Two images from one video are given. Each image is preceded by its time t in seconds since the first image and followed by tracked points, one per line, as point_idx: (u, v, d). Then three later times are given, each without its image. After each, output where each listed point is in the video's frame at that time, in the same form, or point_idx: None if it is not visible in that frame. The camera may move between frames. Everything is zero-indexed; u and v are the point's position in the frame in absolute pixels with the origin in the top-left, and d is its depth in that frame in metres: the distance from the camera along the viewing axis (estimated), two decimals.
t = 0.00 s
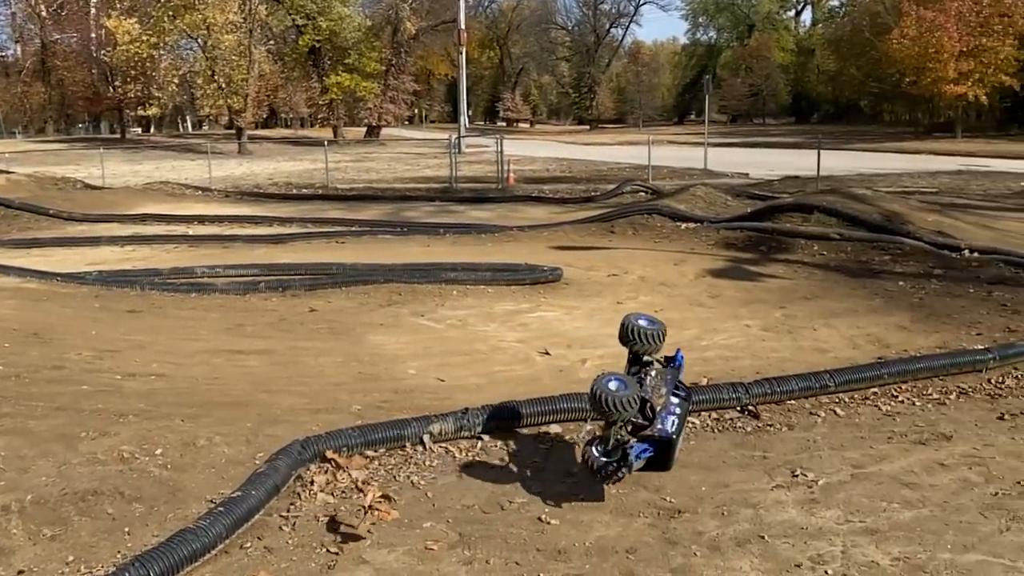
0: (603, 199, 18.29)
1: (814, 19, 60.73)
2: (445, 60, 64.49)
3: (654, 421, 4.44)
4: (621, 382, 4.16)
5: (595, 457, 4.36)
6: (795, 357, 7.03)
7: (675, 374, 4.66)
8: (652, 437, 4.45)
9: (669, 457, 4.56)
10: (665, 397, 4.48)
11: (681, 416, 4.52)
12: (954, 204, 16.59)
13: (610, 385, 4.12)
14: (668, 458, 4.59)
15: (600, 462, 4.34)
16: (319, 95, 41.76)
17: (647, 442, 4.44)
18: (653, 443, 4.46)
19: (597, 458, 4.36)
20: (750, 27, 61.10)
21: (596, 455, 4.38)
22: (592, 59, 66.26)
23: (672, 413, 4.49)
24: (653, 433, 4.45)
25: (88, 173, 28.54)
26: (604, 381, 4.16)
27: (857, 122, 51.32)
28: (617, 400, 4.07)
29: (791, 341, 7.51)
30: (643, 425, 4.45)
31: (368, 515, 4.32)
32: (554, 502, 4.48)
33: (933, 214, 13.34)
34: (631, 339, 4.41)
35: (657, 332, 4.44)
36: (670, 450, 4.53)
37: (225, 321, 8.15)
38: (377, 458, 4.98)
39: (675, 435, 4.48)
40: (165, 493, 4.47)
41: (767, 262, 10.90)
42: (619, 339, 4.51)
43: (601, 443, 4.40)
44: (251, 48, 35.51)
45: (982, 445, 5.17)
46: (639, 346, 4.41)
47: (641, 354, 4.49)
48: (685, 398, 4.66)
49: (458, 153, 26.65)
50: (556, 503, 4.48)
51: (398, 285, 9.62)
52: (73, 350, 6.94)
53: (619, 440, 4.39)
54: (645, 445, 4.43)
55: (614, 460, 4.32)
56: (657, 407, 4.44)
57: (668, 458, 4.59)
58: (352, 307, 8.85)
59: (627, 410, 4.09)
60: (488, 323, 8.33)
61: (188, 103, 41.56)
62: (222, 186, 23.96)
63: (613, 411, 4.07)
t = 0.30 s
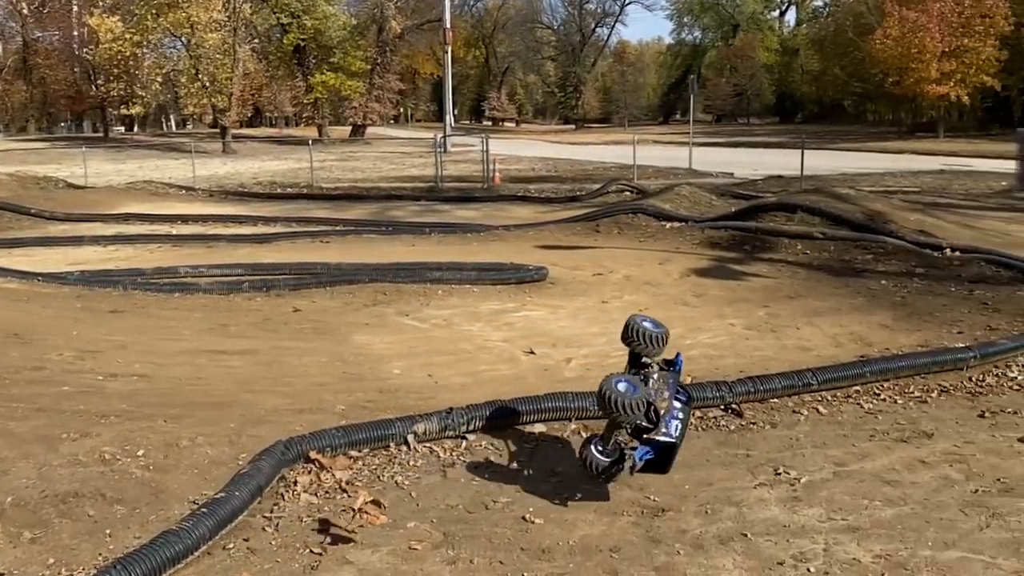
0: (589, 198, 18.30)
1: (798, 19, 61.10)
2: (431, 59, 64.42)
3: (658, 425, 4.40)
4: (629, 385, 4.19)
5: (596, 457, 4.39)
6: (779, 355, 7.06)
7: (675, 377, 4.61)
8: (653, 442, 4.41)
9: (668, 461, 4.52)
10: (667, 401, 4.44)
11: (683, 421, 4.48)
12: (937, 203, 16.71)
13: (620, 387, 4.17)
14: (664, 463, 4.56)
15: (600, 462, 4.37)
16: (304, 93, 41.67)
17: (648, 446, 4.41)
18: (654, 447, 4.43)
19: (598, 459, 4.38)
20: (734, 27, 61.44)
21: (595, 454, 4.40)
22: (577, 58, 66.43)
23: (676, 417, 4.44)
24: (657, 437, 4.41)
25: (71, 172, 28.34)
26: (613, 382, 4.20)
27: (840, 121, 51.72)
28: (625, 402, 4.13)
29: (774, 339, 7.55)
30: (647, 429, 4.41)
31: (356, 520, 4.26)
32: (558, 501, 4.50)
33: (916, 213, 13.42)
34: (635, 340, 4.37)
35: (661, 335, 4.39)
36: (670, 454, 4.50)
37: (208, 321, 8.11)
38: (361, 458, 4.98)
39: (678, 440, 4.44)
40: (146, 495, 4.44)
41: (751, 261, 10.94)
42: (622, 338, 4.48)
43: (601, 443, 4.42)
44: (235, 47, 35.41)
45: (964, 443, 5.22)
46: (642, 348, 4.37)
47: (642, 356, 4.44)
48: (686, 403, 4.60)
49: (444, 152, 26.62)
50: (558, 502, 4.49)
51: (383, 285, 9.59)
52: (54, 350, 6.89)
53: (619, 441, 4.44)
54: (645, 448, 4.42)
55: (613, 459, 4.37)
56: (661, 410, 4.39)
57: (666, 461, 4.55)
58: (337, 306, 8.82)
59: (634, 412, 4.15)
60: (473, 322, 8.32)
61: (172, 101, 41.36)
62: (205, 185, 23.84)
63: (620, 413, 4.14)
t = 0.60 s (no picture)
0: (570, 198, 18.31)
1: (777, 20, 61.46)
2: (412, 58, 64.27)
3: (663, 431, 4.34)
4: (642, 390, 4.24)
5: (598, 459, 4.42)
6: (757, 354, 7.11)
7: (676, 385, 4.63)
8: (660, 445, 4.37)
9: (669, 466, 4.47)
10: (672, 405, 4.42)
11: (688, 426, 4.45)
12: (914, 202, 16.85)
13: (633, 390, 4.22)
14: (664, 470, 4.54)
15: (602, 464, 4.41)
16: (284, 92, 41.43)
17: (652, 450, 4.39)
18: (659, 451, 4.39)
19: (601, 460, 4.42)
20: (714, 27, 61.74)
21: (595, 456, 4.44)
22: (559, 58, 66.47)
23: (680, 422, 4.42)
24: (662, 443, 4.35)
25: (47, 172, 28.04)
26: (627, 384, 4.24)
27: (819, 121, 52.10)
28: (634, 405, 4.16)
29: (753, 338, 7.60)
30: (653, 434, 4.34)
31: (341, 524, 4.21)
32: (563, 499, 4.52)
33: (893, 212, 13.54)
34: (639, 342, 4.48)
35: (665, 339, 4.50)
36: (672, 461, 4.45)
37: (187, 322, 8.05)
38: (340, 459, 4.96)
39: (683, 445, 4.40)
40: (123, 497, 4.40)
41: (731, 261, 11.00)
42: (625, 342, 4.58)
43: (602, 445, 4.46)
44: (214, 46, 35.18)
45: (940, 440, 5.27)
46: (646, 351, 4.48)
47: (641, 359, 4.55)
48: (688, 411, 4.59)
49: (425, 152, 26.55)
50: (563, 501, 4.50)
51: (363, 285, 9.56)
52: (30, 352, 6.81)
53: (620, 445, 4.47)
54: (648, 452, 4.42)
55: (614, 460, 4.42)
56: (666, 414, 4.36)
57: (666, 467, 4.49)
58: (317, 306, 8.79)
59: (647, 418, 4.19)
60: (454, 322, 8.31)
61: (151, 100, 41.01)
62: (184, 185, 23.64)
63: (628, 413, 4.17)
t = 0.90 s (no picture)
0: (556, 198, 18.33)
1: (763, 20, 61.67)
2: (398, 58, 63.98)
3: (667, 436, 4.29)
4: (651, 393, 4.27)
5: (599, 460, 4.36)
6: (742, 353, 7.13)
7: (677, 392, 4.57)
8: (663, 450, 4.29)
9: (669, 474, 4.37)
10: (674, 411, 4.37)
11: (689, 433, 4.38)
12: (898, 202, 16.97)
13: (643, 392, 4.26)
14: (664, 476, 4.44)
15: (604, 465, 4.35)
16: (270, 92, 41.20)
17: (655, 454, 4.31)
18: (662, 456, 4.31)
19: (602, 460, 4.36)
20: (701, 27, 61.90)
21: (596, 455, 4.37)
22: (545, 58, 66.48)
23: (682, 427, 4.35)
24: (666, 447, 4.28)
25: (29, 172, 27.80)
26: (638, 387, 4.28)
27: (805, 121, 52.33)
28: (640, 406, 4.21)
29: (738, 337, 7.63)
30: (657, 437, 4.29)
31: (333, 527, 4.17)
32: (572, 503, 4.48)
33: (877, 212, 13.63)
34: (643, 345, 4.44)
35: (667, 343, 4.47)
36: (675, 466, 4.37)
37: (172, 323, 8.01)
38: (325, 460, 4.95)
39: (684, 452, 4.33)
40: (106, 501, 4.37)
41: (716, 260, 11.04)
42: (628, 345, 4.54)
43: (603, 445, 4.41)
44: (200, 46, 35.04)
45: (923, 438, 5.30)
46: (650, 355, 4.45)
47: (643, 363, 4.50)
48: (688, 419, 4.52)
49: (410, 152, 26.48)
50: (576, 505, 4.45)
51: (349, 285, 9.54)
52: (11, 354, 6.75)
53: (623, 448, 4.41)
54: (651, 456, 4.33)
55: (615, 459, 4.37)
56: (670, 419, 4.32)
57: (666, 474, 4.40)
58: (302, 307, 8.76)
59: (654, 420, 4.22)
60: (440, 323, 8.31)
61: (136, 99, 40.72)
62: (169, 185, 23.53)
63: (635, 415, 4.20)
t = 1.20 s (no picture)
0: (538, 198, 18.35)
1: (744, 21, 61.97)
2: (380, 57, 63.70)
3: (672, 442, 4.25)
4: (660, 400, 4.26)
5: (601, 459, 4.38)
6: (723, 352, 7.16)
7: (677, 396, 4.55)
8: (668, 456, 4.27)
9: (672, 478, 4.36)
10: (678, 416, 4.34)
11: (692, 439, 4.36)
12: (877, 201, 17.10)
13: (652, 398, 4.25)
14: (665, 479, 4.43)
15: (605, 466, 4.37)
16: (251, 92, 40.96)
17: (660, 459, 4.30)
18: (667, 461, 4.28)
19: (603, 462, 4.38)
20: (682, 28, 62.14)
21: (598, 454, 4.40)
22: (528, 58, 66.45)
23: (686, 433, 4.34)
24: (671, 453, 4.26)
25: (6, 172, 27.54)
26: (648, 392, 4.27)
27: (786, 122, 52.63)
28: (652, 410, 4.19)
29: (719, 336, 7.66)
30: (664, 442, 4.26)
31: (320, 531, 4.11)
32: (578, 499, 4.52)
33: (857, 211, 13.73)
34: (647, 348, 4.44)
35: (669, 348, 4.47)
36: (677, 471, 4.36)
37: (151, 324, 7.95)
38: (305, 461, 4.94)
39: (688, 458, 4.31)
40: (83, 505, 4.33)
41: (697, 260, 11.08)
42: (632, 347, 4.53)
43: (607, 446, 4.44)
44: (180, 45, 34.88)
45: (901, 437, 5.34)
46: (652, 359, 4.44)
47: (645, 366, 4.49)
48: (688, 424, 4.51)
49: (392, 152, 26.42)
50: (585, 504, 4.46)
51: (330, 286, 9.51)
52: None
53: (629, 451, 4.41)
54: (656, 461, 4.33)
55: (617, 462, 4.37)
56: (676, 424, 4.29)
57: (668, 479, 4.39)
58: (283, 307, 8.73)
59: (659, 427, 4.22)
60: (421, 323, 8.30)
61: (115, 98, 40.39)
62: (148, 186, 23.38)
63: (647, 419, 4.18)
